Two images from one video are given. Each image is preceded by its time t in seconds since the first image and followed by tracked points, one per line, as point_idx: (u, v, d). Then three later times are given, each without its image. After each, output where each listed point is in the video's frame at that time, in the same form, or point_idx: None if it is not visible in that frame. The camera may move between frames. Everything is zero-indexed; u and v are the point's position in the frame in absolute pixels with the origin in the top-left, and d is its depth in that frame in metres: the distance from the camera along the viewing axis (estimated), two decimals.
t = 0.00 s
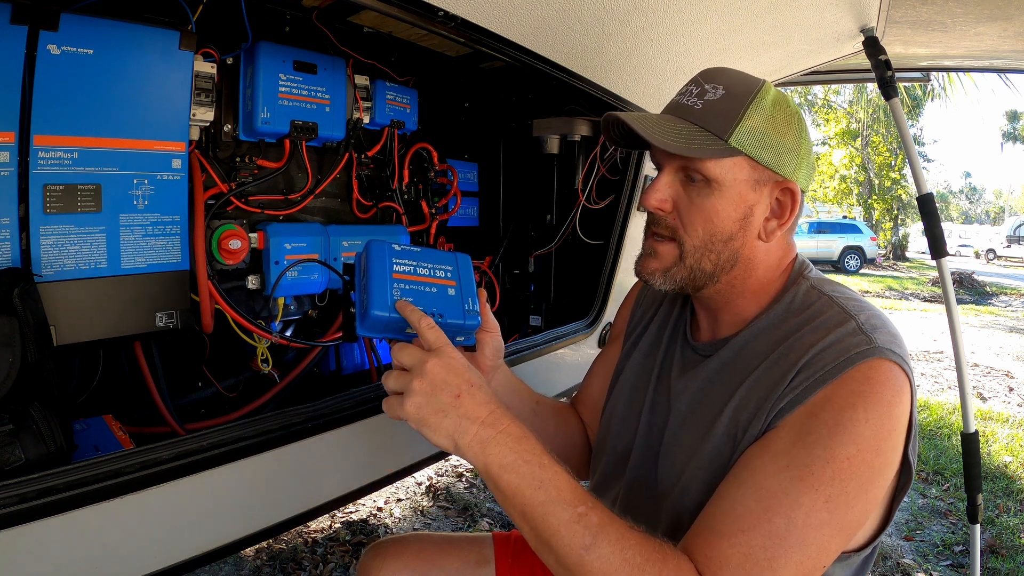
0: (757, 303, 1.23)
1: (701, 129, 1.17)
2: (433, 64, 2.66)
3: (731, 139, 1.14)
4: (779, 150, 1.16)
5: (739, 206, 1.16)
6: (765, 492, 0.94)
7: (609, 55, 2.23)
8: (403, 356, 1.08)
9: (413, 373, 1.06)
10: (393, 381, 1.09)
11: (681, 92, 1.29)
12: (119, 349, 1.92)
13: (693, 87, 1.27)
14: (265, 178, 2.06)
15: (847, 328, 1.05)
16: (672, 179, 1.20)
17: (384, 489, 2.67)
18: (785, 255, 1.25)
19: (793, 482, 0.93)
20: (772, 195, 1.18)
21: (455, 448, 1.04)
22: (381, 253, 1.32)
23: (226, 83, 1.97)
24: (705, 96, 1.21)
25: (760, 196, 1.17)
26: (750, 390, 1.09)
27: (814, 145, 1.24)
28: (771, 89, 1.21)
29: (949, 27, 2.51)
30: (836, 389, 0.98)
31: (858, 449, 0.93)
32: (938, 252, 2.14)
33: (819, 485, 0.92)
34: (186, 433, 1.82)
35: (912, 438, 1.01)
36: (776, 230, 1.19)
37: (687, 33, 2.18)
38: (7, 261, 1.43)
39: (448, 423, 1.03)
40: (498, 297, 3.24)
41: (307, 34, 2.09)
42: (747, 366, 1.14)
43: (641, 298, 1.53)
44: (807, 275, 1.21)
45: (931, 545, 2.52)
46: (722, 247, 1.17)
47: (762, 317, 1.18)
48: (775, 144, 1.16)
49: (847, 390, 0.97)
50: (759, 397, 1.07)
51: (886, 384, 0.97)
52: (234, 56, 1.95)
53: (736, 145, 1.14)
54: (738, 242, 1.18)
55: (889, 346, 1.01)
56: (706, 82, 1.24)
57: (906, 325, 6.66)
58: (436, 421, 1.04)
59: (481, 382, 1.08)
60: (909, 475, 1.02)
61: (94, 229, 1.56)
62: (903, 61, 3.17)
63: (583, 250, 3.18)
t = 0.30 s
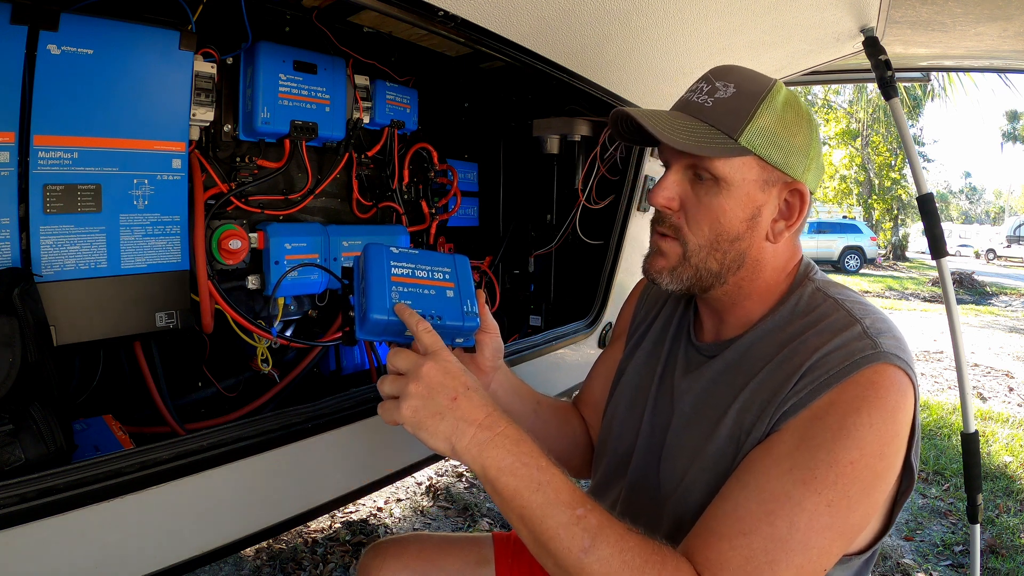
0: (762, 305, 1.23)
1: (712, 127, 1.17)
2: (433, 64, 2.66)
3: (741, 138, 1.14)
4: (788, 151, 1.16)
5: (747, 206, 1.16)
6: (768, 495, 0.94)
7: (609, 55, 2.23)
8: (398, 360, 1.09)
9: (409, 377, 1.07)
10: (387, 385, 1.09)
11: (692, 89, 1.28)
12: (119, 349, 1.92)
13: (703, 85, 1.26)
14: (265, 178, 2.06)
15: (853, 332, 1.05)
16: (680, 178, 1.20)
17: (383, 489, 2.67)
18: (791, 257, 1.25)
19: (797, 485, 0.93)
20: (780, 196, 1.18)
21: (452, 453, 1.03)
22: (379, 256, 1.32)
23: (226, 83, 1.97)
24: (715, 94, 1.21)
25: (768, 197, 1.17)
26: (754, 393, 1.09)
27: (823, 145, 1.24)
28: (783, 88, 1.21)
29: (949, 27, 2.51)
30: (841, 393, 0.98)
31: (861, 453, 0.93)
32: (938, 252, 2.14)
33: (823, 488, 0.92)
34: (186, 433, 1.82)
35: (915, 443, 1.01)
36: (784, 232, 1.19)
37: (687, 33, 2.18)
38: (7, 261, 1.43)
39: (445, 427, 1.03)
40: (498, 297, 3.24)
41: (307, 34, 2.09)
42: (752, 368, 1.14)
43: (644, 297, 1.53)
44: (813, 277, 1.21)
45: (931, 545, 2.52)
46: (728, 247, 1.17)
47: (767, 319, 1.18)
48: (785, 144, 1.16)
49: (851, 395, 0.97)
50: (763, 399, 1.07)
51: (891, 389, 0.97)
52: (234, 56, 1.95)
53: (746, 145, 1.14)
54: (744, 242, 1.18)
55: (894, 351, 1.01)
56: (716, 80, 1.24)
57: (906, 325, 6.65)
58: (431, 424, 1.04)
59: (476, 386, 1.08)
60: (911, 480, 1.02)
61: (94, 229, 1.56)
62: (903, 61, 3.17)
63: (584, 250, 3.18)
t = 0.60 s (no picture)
0: (764, 306, 1.23)
1: (710, 129, 1.17)
2: (433, 64, 2.66)
3: (741, 139, 1.14)
4: (789, 150, 1.16)
5: (748, 207, 1.16)
6: (769, 496, 0.94)
7: (609, 55, 2.23)
8: (410, 336, 1.03)
9: (422, 358, 1.03)
10: (395, 359, 1.03)
11: (691, 90, 1.28)
12: (119, 349, 1.92)
13: (703, 86, 1.26)
14: (265, 178, 2.06)
15: (856, 334, 1.05)
16: (681, 180, 1.20)
17: (383, 489, 2.67)
18: (794, 258, 1.25)
19: (798, 487, 0.93)
20: (781, 196, 1.17)
21: (459, 444, 1.03)
22: (381, 257, 1.30)
23: (226, 83, 1.97)
24: (714, 95, 1.21)
25: (769, 197, 1.17)
26: (756, 394, 1.09)
27: (825, 144, 1.24)
28: (783, 88, 1.21)
29: (949, 27, 2.51)
30: (843, 395, 0.98)
31: (863, 456, 0.93)
32: (938, 252, 2.14)
33: (824, 490, 0.92)
34: (186, 433, 1.82)
35: (917, 445, 1.01)
36: (785, 231, 1.19)
37: (687, 32, 2.18)
38: (7, 261, 1.43)
39: (454, 417, 1.02)
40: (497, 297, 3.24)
41: (307, 34, 2.09)
42: (754, 369, 1.14)
43: (646, 297, 1.53)
44: (816, 278, 1.21)
45: (931, 545, 2.52)
46: (729, 249, 1.17)
47: (768, 321, 1.18)
48: (785, 144, 1.16)
49: (854, 397, 0.97)
50: (765, 401, 1.07)
51: (893, 391, 0.97)
52: (233, 56, 1.95)
53: (746, 145, 1.14)
54: (745, 243, 1.18)
55: (897, 353, 1.01)
56: (716, 81, 1.24)
57: (906, 325, 6.66)
58: (440, 413, 1.02)
59: (487, 378, 1.08)
60: (912, 482, 1.02)
61: (94, 229, 1.56)
62: (903, 61, 3.17)
63: (584, 250, 3.18)
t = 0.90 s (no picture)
0: (766, 306, 1.23)
1: (716, 130, 1.17)
2: (433, 64, 2.66)
3: (746, 140, 1.13)
4: (792, 150, 1.16)
5: (753, 208, 1.15)
6: (770, 497, 0.94)
7: (609, 55, 2.23)
8: (414, 340, 1.05)
9: (428, 360, 1.03)
10: (400, 362, 1.04)
11: (692, 91, 1.28)
12: (119, 349, 1.92)
13: (703, 87, 1.26)
14: (265, 178, 2.06)
15: (856, 335, 1.05)
16: (685, 181, 1.19)
17: (383, 489, 2.67)
18: (795, 258, 1.25)
19: (799, 488, 0.93)
20: (785, 195, 1.18)
21: (461, 445, 1.03)
22: (383, 257, 1.30)
23: (226, 83, 1.97)
24: (716, 96, 1.21)
25: (774, 198, 1.17)
26: (757, 394, 1.09)
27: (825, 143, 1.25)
28: (783, 88, 1.21)
29: (949, 27, 2.51)
30: (844, 396, 0.98)
31: (864, 456, 0.93)
32: (938, 252, 2.14)
33: (825, 491, 0.92)
34: (186, 433, 1.82)
35: (917, 446, 1.01)
36: (789, 231, 1.19)
37: (687, 33, 2.18)
38: (7, 261, 1.43)
39: (457, 419, 1.02)
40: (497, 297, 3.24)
41: (307, 34, 2.09)
42: (755, 370, 1.14)
43: (646, 297, 1.53)
44: (816, 279, 1.22)
45: (931, 545, 2.52)
46: (735, 250, 1.17)
47: (769, 322, 1.18)
48: (788, 144, 1.16)
49: (855, 398, 0.97)
50: (766, 402, 1.07)
51: (894, 392, 0.97)
52: (233, 56, 1.95)
53: (752, 146, 1.13)
54: (752, 244, 1.17)
55: (898, 353, 1.01)
56: (716, 81, 1.24)
57: (906, 325, 6.66)
58: (444, 415, 1.02)
59: (491, 379, 1.07)
60: (913, 482, 1.02)
61: (94, 229, 1.56)
62: (903, 61, 3.17)
63: (584, 250, 3.18)
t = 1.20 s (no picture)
0: (764, 306, 1.23)
1: (724, 133, 1.16)
2: (433, 64, 2.66)
3: (755, 143, 1.13)
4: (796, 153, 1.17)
5: (762, 210, 1.16)
6: (770, 497, 0.94)
7: (609, 55, 2.23)
8: (411, 346, 1.07)
9: (427, 363, 1.04)
10: (400, 367, 1.06)
11: (693, 94, 1.26)
12: (119, 349, 1.92)
13: (706, 88, 1.25)
14: (266, 178, 2.06)
15: (854, 334, 1.05)
16: (692, 185, 1.18)
17: (383, 489, 2.67)
18: (793, 258, 1.25)
19: (799, 486, 0.93)
20: (789, 196, 1.18)
21: (461, 447, 1.03)
22: (385, 254, 1.31)
23: (226, 83, 1.97)
24: (722, 98, 1.19)
25: (779, 199, 1.17)
26: (756, 394, 1.09)
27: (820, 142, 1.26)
28: (782, 91, 1.21)
29: (949, 27, 2.51)
30: (843, 395, 0.98)
31: (864, 455, 0.93)
32: (938, 252, 2.14)
33: (824, 489, 0.92)
34: (187, 433, 1.82)
35: (916, 444, 1.01)
36: (793, 231, 1.20)
37: (687, 33, 2.18)
38: (7, 261, 1.43)
39: (457, 422, 1.02)
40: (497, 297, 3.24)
41: (307, 34, 2.09)
42: (754, 370, 1.14)
43: (645, 297, 1.53)
44: (813, 279, 1.22)
45: (931, 545, 2.52)
46: (744, 253, 1.16)
47: (767, 322, 1.18)
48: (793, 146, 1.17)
49: (854, 396, 0.96)
50: (765, 401, 1.07)
51: (892, 390, 0.97)
52: (233, 56, 1.95)
53: (761, 150, 1.13)
54: (759, 246, 1.17)
55: (896, 351, 1.01)
56: (719, 83, 1.23)
57: (906, 325, 6.66)
58: (443, 418, 1.03)
59: (490, 381, 1.07)
60: (912, 480, 1.02)
61: (94, 229, 1.56)
62: (903, 61, 3.17)
63: (583, 250, 3.18)
